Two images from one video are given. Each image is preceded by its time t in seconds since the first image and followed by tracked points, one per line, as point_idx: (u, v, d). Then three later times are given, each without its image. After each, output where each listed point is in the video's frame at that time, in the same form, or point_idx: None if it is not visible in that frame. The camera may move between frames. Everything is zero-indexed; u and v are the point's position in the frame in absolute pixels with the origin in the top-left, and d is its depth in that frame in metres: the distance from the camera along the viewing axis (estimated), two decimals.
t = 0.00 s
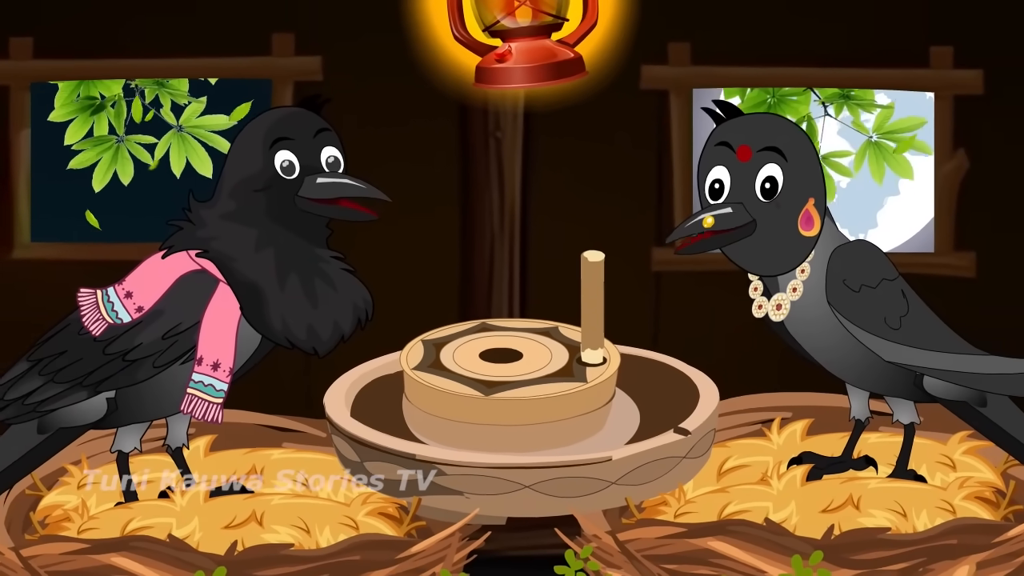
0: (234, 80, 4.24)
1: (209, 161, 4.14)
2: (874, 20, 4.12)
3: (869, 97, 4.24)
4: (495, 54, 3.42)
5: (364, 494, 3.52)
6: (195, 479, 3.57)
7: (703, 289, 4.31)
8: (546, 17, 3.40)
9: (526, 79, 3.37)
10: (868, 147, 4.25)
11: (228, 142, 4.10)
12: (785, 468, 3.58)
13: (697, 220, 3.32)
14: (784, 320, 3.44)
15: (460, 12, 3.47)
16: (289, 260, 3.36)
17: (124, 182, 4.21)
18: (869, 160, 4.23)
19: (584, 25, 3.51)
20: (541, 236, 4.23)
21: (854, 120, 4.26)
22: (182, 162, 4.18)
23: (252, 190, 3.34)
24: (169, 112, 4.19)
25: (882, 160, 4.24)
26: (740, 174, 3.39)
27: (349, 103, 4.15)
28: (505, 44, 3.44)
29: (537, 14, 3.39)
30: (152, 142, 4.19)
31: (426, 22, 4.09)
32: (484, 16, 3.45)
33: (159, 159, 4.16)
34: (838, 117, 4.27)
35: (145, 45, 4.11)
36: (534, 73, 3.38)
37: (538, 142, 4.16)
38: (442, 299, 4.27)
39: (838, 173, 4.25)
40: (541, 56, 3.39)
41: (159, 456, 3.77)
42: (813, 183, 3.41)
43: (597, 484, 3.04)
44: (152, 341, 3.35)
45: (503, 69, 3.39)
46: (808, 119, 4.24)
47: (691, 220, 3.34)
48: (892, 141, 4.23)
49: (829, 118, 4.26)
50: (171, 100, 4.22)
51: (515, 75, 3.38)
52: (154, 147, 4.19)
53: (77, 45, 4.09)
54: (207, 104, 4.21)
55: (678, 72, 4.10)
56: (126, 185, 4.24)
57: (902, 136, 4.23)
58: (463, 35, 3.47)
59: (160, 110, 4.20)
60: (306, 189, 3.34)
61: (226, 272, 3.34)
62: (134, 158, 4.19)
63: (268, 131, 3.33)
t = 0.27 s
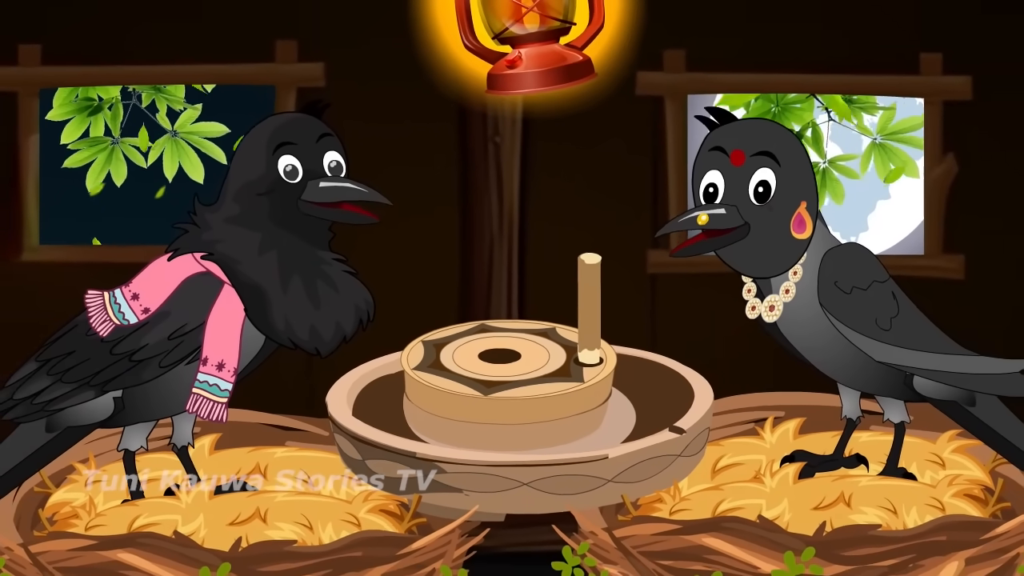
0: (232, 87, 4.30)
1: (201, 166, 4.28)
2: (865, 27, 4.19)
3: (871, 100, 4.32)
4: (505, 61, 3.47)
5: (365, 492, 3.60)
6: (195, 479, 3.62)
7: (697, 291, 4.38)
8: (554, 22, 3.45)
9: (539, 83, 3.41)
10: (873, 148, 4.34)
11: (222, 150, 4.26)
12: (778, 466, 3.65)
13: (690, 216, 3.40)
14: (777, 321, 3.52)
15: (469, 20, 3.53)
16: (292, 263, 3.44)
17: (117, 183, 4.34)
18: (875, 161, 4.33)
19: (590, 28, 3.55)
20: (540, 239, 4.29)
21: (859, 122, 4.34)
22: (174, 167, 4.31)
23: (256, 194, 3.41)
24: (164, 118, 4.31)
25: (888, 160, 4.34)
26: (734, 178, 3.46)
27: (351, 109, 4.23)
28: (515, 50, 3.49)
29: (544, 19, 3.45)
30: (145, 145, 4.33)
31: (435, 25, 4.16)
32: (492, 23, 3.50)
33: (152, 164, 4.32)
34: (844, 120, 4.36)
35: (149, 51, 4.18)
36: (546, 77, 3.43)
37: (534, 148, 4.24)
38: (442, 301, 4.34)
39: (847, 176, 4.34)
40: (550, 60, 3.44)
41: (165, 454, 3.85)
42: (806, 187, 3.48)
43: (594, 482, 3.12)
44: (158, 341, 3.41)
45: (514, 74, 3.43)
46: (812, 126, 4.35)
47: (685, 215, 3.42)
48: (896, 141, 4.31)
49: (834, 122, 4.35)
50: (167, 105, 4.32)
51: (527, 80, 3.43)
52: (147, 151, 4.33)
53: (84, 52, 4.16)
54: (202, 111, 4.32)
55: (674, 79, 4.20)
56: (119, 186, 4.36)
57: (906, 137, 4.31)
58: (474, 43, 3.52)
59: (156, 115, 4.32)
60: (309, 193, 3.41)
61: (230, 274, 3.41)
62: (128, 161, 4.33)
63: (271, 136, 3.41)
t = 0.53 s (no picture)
0: (230, 93, 4.37)
1: (193, 171, 4.36)
2: (859, 34, 4.25)
3: (864, 105, 4.38)
4: (506, 67, 3.54)
5: (366, 489, 3.67)
6: (195, 480, 3.68)
7: (692, 292, 4.45)
8: (554, 28, 3.53)
9: (540, 89, 3.49)
10: (867, 152, 4.41)
11: (216, 157, 4.34)
12: (771, 464, 3.72)
13: (685, 232, 3.49)
14: (770, 322, 3.59)
15: (471, 29, 3.59)
16: (295, 265, 3.51)
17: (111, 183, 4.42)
18: (870, 165, 4.40)
19: (591, 33, 3.62)
20: (538, 242, 4.37)
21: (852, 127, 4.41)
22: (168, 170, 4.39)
23: (260, 197, 3.49)
24: (160, 122, 4.38)
25: (882, 164, 4.41)
26: (728, 182, 3.54)
27: (352, 113, 4.30)
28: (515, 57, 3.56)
29: (544, 25, 3.53)
30: (141, 148, 4.40)
31: (437, 30, 4.23)
32: (494, 30, 3.57)
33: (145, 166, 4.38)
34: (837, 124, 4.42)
35: (156, 57, 4.26)
36: (546, 83, 3.50)
37: (532, 156, 4.31)
38: (441, 302, 4.42)
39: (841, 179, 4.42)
40: (551, 65, 3.51)
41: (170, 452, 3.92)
42: (798, 191, 3.55)
43: (590, 480, 3.19)
44: (164, 342, 3.48)
45: (516, 80, 3.50)
46: (807, 130, 4.41)
47: (680, 230, 3.51)
48: (890, 145, 4.39)
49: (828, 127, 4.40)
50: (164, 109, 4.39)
51: (529, 86, 3.50)
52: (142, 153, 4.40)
53: (91, 58, 4.25)
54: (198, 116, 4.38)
55: (670, 85, 4.26)
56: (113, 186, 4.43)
57: (900, 141, 4.37)
58: (476, 50, 3.59)
59: (153, 119, 4.38)
60: (312, 197, 3.48)
61: (234, 276, 3.48)
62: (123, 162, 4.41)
63: (274, 141, 3.48)
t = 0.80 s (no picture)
0: (233, 99, 4.44)
1: (198, 176, 4.45)
2: (851, 40, 4.33)
3: (846, 113, 4.46)
4: (494, 73, 3.62)
5: (366, 486, 3.73)
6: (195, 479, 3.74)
7: (687, 294, 4.52)
8: (542, 37, 3.60)
9: (526, 96, 3.56)
10: (847, 159, 4.48)
11: (222, 162, 4.44)
12: (764, 462, 3.79)
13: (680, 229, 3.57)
14: (763, 323, 3.66)
15: (460, 34, 3.64)
16: (298, 267, 3.58)
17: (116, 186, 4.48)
18: (849, 172, 4.46)
19: (579, 43, 3.70)
20: (536, 244, 4.44)
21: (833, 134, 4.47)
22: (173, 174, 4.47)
23: (263, 201, 3.56)
24: (166, 127, 4.46)
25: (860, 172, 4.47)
26: (722, 186, 3.61)
27: (353, 118, 4.38)
28: (504, 63, 3.64)
29: (533, 34, 3.60)
30: (147, 153, 4.48)
31: (429, 39, 4.31)
32: (484, 38, 3.64)
33: (152, 170, 4.46)
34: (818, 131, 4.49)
35: (162, 63, 4.34)
36: (533, 90, 3.58)
37: (530, 159, 4.39)
38: (441, 303, 4.49)
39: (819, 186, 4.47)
40: (538, 74, 3.59)
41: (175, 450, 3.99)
42: (791, 194, 3.62)
43: (587, 477, 3.25)
44: (169, 342, 3.55)
45: (503, 86, 3.59)
46: (790, 135, 4.46)
47: (674, 230, 3.58)
48: (869, 154, 4.46)
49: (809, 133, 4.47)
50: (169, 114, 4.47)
51: (515, 92, 3.58)
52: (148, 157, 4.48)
53: (98, 64, 4.32)
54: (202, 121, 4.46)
55: (666, 91, 4.34)
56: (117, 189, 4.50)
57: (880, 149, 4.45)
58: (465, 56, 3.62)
59: (158, 124, 4.46)
60: (314, 200, 3.55)
61: (238, 278, 3.56)
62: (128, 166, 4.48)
63: (278, 146, 3.55)
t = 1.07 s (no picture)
0: (246, 103, 4.50)
1: (215, 180, 4.53)
2: (845, 46, 4.40)
3: (828, 120, 4.52)
4: (482, 79, 3.72)
5: (368, 484, 3.80)
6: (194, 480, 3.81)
7: (683, 294, 4.59)
8: (531, 46, 3.69)
9: (512, 102, 3.67)
10: (825, 166, 4.56)
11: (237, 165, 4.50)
12: (758, 460, 3.86)
13: (675, 226, 3.63)
14: (757, 323, 3.72)
15: (451, 38, 3.74)
16: (300, 269, 3.65)
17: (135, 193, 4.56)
18: (828, 178, 4.54)
19: (566, 53, 3.80)
20: (534, 248, 4.52)
21: (813, 140, 4.54)
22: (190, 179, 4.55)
23: (267, 204, 3.64)
24: (180, 133, 4.53)
25: (839, 178, 4.56)
26: (717, 189, 3.66)
27: (355, 122, 4.45)
28: (491, 69, 3.73)
29: (522, 42, 3.68)
30: (163, 159, 4.55)
31: (424, 47, 4.40)
32: (473, 42, 3.72)
33: (168, 175, 4.54)
34: (799, 136, 4.54)
35: (168, 69, 4.42)
36: (519, 96, 3.69)
37: (527, 163, 4.47)
38: (441, 304, 4.56)
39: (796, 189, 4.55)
40: (525, 81, 3.69)
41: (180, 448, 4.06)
42: (784, 198, 3.69)
43: (584, 475, 3.33)
44: (175, 343, 3.62)
45: (490, 92, 3.69)
46: (772, 139, 4.51)
47: (670, 224, 3.65)
48: (849, 161, 4.54)
49: (790, 138, 4.53)
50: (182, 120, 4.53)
51: (501, 98, 3.68)
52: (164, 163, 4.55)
53: (105, 70, 4.41)
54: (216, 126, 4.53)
55: (662, 96, 4.42)
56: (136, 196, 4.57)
57: (859, 158, 4.53)
58: (455, 60, 3.74)
59: (172, 131, 4.53)
60: (316, 204, 3.63)
61: (242, 280, 3.63)
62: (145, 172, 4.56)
63: (281, 150, 3.63)
